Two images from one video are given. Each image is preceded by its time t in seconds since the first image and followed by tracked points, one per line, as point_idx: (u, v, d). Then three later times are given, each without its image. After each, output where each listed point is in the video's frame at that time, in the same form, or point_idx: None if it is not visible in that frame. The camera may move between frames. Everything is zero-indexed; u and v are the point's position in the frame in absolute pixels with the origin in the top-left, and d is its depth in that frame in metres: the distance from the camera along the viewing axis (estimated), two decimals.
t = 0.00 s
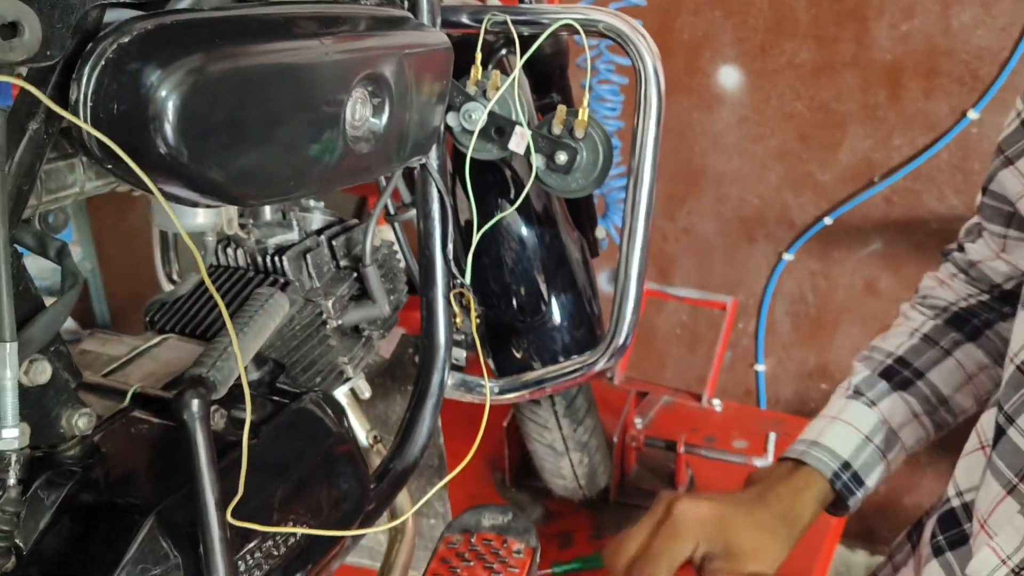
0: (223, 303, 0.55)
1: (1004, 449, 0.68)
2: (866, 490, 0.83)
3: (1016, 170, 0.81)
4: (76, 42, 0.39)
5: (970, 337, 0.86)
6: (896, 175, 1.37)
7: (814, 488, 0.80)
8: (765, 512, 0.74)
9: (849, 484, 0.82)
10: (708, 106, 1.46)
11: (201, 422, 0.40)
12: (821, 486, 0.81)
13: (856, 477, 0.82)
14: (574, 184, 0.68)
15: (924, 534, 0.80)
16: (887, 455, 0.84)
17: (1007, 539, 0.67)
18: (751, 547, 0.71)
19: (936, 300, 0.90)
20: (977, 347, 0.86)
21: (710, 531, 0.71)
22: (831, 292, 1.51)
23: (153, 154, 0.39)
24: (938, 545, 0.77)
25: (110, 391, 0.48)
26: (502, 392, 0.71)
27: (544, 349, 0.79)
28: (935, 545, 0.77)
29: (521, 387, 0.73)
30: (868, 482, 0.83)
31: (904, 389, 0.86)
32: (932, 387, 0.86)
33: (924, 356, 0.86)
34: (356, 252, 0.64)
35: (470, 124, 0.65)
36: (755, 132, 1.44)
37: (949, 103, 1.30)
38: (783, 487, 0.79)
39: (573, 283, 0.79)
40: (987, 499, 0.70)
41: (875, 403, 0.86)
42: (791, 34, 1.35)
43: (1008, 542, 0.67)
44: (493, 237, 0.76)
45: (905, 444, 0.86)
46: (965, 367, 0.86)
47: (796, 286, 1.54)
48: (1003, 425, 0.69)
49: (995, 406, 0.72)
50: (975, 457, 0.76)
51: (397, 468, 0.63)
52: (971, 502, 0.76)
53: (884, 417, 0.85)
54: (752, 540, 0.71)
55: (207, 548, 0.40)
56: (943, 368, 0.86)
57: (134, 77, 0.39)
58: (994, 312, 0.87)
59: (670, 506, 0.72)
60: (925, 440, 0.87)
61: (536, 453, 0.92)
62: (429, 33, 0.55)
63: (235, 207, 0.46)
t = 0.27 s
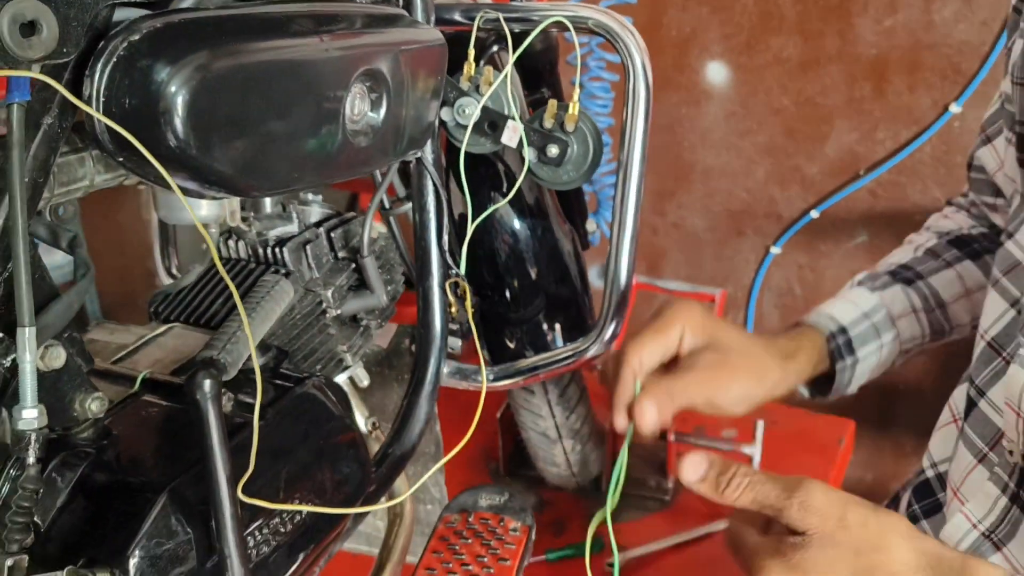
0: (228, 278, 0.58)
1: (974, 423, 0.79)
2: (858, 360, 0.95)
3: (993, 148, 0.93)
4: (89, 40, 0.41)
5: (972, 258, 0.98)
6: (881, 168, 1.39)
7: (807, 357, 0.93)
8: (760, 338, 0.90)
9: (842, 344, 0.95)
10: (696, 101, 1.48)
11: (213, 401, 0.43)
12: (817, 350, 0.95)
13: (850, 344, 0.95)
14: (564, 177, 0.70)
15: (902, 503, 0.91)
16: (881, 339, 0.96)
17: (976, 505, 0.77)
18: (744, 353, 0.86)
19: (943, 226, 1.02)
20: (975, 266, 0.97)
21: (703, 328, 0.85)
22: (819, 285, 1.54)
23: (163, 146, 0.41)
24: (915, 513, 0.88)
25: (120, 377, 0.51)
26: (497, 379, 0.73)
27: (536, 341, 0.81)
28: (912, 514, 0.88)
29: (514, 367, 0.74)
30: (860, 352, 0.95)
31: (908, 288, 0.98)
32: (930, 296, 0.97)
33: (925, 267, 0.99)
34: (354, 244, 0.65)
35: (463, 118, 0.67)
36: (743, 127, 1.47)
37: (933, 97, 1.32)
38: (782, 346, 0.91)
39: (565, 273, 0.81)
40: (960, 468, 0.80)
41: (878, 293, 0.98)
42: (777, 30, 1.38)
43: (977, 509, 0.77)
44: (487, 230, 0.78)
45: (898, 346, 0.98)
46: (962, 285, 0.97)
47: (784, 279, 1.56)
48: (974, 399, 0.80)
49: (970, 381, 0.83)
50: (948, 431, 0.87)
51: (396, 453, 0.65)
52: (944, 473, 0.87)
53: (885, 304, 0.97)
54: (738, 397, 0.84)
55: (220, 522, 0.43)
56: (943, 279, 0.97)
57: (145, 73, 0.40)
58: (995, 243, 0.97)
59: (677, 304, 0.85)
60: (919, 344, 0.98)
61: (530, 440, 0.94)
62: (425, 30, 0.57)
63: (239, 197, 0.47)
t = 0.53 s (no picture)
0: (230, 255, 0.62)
1: (931, 389, 0.84)
2: (881, 260, 1.00)
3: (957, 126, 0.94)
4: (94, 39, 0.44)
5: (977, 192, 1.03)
6: (855, 161, 1.44)
7: (841, 270, 1.01)
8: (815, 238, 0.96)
9: (868, 243, 1.00)
10: (676, 96, 1.52)
11: (213, 371, 0.46)
12: (848, 249, 1.00)
13: (875, 244, 1.00)
14: (541, 167, 0.74)
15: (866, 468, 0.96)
16: (902, 246, 1.01)
17: (932, 464, 0.82)
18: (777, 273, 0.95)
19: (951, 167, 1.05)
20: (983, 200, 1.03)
21: (790, 241, 0.91)
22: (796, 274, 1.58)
23: (164, 136, 0.44)
24: (877, 476, 0.93)
25: (123, 355, 0.54)
26: (480, 360, 0.78)
27: (518, 325, 0.83)
28: (874, 476, 0.93)
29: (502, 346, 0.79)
30: (883, 254, 1.01)
31: (925, 207, 1.02)
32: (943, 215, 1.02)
33: (938, 193, 1.03)
34: (343, 231, 0.68)
35: (445, 112, 0.71)
36: (721, 121, 1.51)
37: (904, 90, 1.37)
38: (828, 244, 0.98)
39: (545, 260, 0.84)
40: (919, 431, 0.85)
41: (900, 207, 1.02)
42: (753, 26, 1.42)
43: (933, 468, 0.82)
44: (470, 221, 0.82)
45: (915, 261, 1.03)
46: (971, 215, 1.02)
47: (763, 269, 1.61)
48: (932, 366, 0.86)
49: (925, 352, 0.89)
50: (907, 399, 0.92)
51: (385, 430, 0.69)
52: (904, 438, 0.92)
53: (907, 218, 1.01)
54: (783, 266, 0.93)
55: (219, 484, 0.46)
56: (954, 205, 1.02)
57: (147, 68, 0.44)
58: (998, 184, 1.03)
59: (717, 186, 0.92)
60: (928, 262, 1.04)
61: (514, 423, 0.98)
62: (408, 29, 0.60)
63: (233, 186, 0.50)
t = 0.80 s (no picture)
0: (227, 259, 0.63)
1: (909, 379, 0.87)
2: (878, 253, 1.01)
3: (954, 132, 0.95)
4: (93, 49, 0.46)
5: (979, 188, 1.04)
6: (844, 158, 1.45)
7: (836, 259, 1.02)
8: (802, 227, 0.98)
9: (864, 236, 1.01)
10: (667, 94, 1.54)
11: (210, 368, 0.48)
12: (841, 237, 1.02)
13: (871, 238, 1.01)
14: (530, 167, 0.75)
15: (847, 456, 0.99)
16: (901, 240, 1.02)
17: (908, 451, 0.84)
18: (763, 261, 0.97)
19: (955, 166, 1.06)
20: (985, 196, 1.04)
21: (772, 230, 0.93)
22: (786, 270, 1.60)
23: (162, 143, 0.46)
24: (857, 463, 0.95)
25: (123, 354, 0.56)
26: (471, 357, 0.80)
27: (508, 322, 0.85)
28: (856, 463, 0.96)
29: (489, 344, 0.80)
30: (881, 247, 1.01)
31: (926, 202, 1.04)
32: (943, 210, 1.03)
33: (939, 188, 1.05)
34: (337, 231, 0.69)
35: (436, 114, 0.72)
36: (712, 119, 1.53)
37: (892, 88, 1.39)
38: (817, 233, 1.00)
39: (535, 258, 0.86)
40: (897, 419, 0.87)
41: (899, 202, 1.04)
42: (743, 25, 1.43)
43: (909, 454, 0.84)
44: (462, 221, 0.83)
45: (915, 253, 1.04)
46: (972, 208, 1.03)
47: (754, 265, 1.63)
48: (910, 357, 0.88)
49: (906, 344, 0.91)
50: (888, 389, 0.94)
51: (379, 427, 0.71)
52: (884, 426, 0.94)
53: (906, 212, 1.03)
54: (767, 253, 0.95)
55: (217, 480, 0.48)
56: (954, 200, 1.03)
57: (144, 77, 0.45)
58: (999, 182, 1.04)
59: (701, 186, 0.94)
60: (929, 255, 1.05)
61: (506, 418, 1.00)
62: (398, 34, 0.61)
63: (228, 190, 0.52)
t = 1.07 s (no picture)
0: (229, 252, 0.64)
1: (903, 374, 0.88)
2: (811, 238, 1.06)
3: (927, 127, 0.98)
4: (92, 47, 0.46)
5: (923, 195, 1.07)
6: (836, 155, 1.47)
7: (770, 229, 1.07)
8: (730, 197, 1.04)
9: (795, 219, 1.06)
10: (661, 92, 1.54)
11: (208, 363, 0.49)
12: (766, 212, 1.08)
13: (803, 222, 1.06)
14: (525, 164, 0.76)
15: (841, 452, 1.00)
16: (834, 229, 1.07)
17: (902, 446, 0.85)
18: (697, 233, 1.00)
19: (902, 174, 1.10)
20: (926, 203, 1.07)
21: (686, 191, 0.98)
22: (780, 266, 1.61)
23: (159, 141, 0.46)
24: (851, 458, 0.96)
25: (122, 350, 0.56)
26: (466, 353, 0.80)
27: (504, 318, 0.85)
28: (850, 459, 0.96)
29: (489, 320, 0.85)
30: (813, 231, 1.06)
31: (864, 201, 1.09)
32: (884, 210, 1.07)
33: (883, 190, 1.10)
34: (332, 229, 0.70)
35: (431, 112, 0.73)
36: (705, 116, 1.54)
37: (883, 85, 1.40)
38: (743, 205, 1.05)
39: (530, 254, 0.86)
40: (889, 415, 0.89)
41: (836, 198, 1.10)
42: (736, 23, 1.44)
43: (903, 449, 0.85)
44: (457, 219, 0.84)
45: (849, 246, 1.07)
46: (912, 212, 1.07)
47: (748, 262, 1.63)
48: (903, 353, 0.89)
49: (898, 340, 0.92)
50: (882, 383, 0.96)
51: (375, 422, 0.71)
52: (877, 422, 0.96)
53: (840, 206, 1.09)
54: (696, 219, 0.99)
55: (217, 473, 0.49)
56: (895, 203, 1.08)
57: (142, 75, 0.46)
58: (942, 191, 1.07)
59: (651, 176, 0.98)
60: (869, 253, 1.07)
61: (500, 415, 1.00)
62: (392, 32, 0.62)
63: (225, 186, 0.52)
